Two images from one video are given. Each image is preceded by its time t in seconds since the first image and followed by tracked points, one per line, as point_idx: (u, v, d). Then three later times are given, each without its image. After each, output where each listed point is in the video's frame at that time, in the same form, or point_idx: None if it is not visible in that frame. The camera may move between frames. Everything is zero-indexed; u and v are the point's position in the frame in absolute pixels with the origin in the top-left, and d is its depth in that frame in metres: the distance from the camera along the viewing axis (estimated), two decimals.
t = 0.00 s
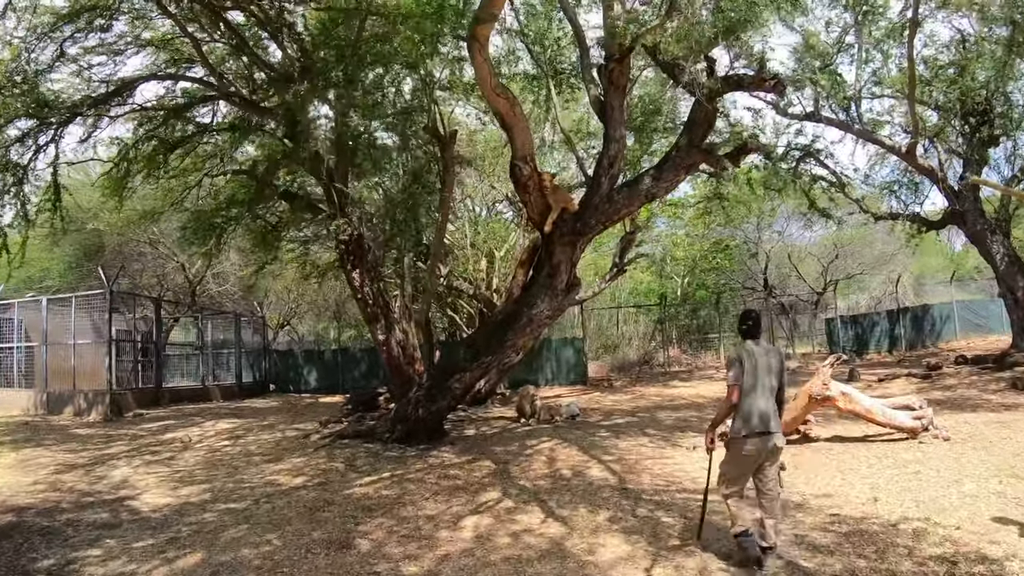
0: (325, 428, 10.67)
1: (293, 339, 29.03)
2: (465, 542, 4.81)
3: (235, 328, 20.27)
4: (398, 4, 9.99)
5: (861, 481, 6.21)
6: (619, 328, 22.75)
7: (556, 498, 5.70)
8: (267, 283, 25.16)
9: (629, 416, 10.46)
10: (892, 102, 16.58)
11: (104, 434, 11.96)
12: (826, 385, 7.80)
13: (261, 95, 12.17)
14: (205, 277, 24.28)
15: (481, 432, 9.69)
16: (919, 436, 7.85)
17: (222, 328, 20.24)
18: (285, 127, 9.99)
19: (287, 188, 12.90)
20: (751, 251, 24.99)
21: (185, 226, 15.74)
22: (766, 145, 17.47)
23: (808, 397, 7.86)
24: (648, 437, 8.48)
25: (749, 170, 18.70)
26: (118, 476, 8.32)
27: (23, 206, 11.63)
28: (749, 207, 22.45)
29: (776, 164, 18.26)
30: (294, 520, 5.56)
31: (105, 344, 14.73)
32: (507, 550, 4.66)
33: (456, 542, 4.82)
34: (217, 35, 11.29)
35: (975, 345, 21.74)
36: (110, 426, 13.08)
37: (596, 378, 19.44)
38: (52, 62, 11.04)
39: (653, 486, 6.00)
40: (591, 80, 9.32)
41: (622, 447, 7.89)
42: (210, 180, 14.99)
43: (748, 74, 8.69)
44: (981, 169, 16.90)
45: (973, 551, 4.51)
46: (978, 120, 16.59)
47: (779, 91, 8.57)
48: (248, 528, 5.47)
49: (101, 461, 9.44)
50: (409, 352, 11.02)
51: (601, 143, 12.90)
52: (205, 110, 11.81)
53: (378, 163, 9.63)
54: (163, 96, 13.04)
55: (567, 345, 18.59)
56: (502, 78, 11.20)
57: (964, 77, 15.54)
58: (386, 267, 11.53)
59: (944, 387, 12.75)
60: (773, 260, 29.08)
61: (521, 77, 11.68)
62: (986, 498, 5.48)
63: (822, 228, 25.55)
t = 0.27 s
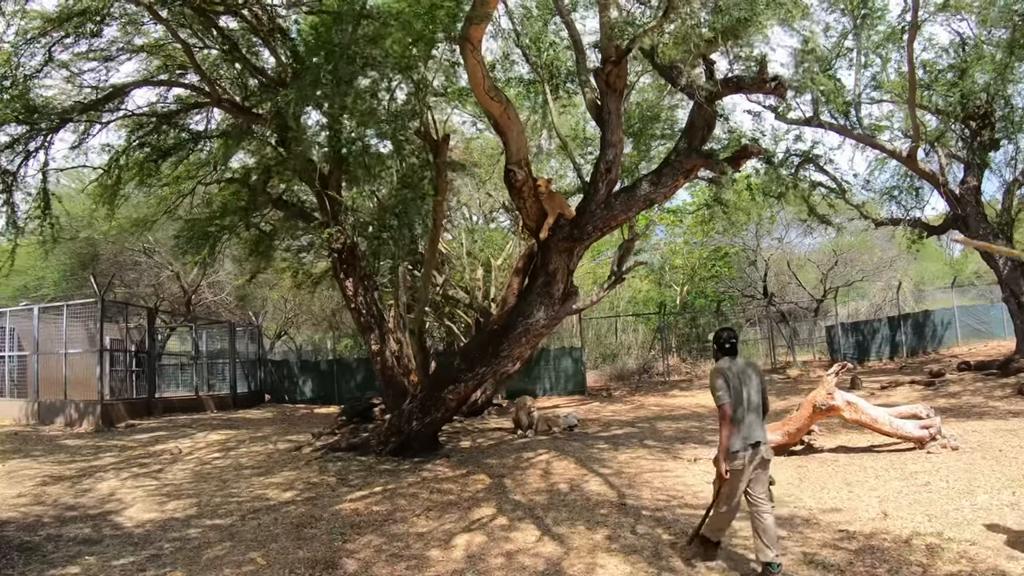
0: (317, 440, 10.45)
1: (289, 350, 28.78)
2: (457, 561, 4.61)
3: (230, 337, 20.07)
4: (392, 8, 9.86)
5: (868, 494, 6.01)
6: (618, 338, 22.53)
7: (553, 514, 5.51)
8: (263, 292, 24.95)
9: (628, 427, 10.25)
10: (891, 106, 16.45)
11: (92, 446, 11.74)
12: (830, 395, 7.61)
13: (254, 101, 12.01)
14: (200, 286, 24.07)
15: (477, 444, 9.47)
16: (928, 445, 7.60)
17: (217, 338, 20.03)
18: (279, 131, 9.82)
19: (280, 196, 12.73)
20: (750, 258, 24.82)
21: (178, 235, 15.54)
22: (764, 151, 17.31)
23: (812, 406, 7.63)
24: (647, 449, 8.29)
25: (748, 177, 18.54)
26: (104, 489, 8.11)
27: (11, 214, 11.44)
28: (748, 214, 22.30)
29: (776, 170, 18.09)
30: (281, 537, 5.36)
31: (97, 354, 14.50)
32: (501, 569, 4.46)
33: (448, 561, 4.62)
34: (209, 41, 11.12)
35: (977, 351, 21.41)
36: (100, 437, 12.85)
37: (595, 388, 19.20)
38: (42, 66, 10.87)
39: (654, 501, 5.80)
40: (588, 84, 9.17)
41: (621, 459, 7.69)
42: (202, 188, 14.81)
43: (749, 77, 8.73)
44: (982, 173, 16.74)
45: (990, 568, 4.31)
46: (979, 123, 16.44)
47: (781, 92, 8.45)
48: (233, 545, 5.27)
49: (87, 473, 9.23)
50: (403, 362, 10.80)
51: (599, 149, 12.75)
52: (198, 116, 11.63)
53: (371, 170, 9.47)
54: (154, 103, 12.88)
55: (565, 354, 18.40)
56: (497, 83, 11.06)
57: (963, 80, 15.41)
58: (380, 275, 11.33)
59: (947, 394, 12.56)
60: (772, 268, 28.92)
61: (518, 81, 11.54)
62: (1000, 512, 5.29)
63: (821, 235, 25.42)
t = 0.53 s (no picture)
0: (310, 457, 10.22)
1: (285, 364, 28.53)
2: None
3: (225, 351, 19.85)
4: (384, 14, 9.65)
5: (877, 515, 5.79)
6: (617, 352, 22.35)
7: (549, 536, 5.30)
8: (259, 306, 24.74)
9: (628, 443, 10.03)
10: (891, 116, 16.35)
11: (80, 461, 11.52)
12: (836, 410, 7.43)
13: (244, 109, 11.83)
14: (196, 300, 23.86)
15: (473, 461, 9.24)
16: (936, 461, 7.40)
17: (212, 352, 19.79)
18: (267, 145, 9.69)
19: (274, 208, 12.56)
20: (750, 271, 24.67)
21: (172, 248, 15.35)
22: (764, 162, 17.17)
23: (817, 422, 7.43)
24: (647, 466, 8.06)
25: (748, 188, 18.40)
26: (88, 507, 7.90)
27: None
28: (748, 226, 22.19)
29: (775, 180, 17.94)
30: (264, 561, 5.15)
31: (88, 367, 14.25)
32: None
33: None
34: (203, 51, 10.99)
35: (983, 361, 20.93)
36: (89, 452, 12.61)
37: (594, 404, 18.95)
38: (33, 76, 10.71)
39: (653, 524, 5.58)
40: (584, 92, 9.02)
41: (620, 478, 7.46)
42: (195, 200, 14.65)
43: (747, 84, 8.70)
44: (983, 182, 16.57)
45: None
46: (981, 131, 16.27)
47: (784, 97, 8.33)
48: (213, 570, 5.06)
49: (72, 490, 9.00)
50: (398, 377, 10.55)
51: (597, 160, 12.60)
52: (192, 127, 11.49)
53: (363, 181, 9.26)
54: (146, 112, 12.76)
55: (564, 369, 18.17)
56: (493, 92, 10.94)
57: (964, 88, 15.31)
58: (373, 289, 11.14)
59: (952, 406, 12.34)
60: (772, 281, 28.77)
61: (515, 85, 11.42)
62: (1016, 532, 5.07)
63: (821, 247, 25.27)
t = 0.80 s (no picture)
0: (305, 480, 10.00)
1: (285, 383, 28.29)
2: None
3: (223, 371, 19.64)
4: (383, 28, 9.57)
5: (891, 544, 5.57)
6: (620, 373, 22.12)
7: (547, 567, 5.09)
8: (259, 325, 24.56)
9: (631, 467, 9.80)
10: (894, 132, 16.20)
11: (71, 481, 11.30)
12: (846, 433, 7.26)
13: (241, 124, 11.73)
14: (195, 318, 23.69)
15: (472, 486, 9.02)
16: (950, 484, 7.18)
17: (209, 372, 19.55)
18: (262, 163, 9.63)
19: (270, 226, 12.40)
20: (753, 290, 24.46)
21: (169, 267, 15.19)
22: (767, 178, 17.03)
23: (827, 445, 7.28)
24: (651, 492, 7.84)
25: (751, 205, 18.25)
26: (75, 529, 7.70)
27: None
28: (751, 245, 22.05)
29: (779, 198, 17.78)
30: None
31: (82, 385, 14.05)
32: None
33: None
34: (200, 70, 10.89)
35: (990, 379, 20.29)
36: (82, 472, 12.39)
37: (597, 426, 18.64)
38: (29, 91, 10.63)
39: (657, 553, 5.36)
40: (584, 108, 8.90)
41: (624, 504, 7.25)
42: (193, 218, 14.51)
43: (751, 97, 8.45)
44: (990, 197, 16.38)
45: None
46: (984, 144, 16.14)
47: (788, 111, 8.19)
48: None
49: (61, 511, 8.80)
50: (396, 399, 10.34)
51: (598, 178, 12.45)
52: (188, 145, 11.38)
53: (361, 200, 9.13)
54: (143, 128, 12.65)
55: (565, 392, 17.86)
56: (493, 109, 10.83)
57: (967, 101, 15.19)
58: (371, 311, 10.94)
59: (963, 425, 12.07)
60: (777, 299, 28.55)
61: (515, 100, 11.28)
62: None
63: (825, 264, 25.05)
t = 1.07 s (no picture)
0: (301, 507, 9.74)
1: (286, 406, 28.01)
2: None
3: (222, 393, 19.40)
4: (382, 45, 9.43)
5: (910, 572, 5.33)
6: (623, 396, 21.83)
7: None
8: (259, 347, 24.34)
9: (636, 493, 9.53)
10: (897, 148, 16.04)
11: (62, 503, 11.03)
12: (860, 455, 7.08)
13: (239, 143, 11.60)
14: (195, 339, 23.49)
15: (473, 513, 8.76)
16: (968, 504, 6.96)
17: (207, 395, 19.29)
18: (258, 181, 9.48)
19: (268, 246, 12.21)
20: (758, 310, 24.21)
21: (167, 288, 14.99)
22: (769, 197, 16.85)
23: (839, 469, 7.09)
24: (657, 518, 7.59)
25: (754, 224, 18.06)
26: (63, 554, 7.44)
27: None
28: (755, 265, 21.85)
29: (781, 218, 17.59)
30: None
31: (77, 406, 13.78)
32: None
33: None
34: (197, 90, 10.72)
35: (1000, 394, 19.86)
36: (74, 494, 12.11)
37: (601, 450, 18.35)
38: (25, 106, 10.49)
39: None
40: (585, 125, 8.75)
41: (630, 533, 6.99)
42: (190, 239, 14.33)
43: (755, 109, 8.27)
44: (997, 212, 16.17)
45: None
46: (989, 157, 15.92)
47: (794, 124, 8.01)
48: None
49: (50, 534, 8.54)
50: (395, 424, 10.09)
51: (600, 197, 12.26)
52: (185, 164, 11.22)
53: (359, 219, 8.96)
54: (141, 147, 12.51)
55: (568, 415, 17.62)
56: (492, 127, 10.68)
57: (971, 115, 15.04)
58: (368, 334, 10.70)
59: (976, 443, 11.80)
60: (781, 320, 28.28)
61: (515, 116, 11.11)
62: None
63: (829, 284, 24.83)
